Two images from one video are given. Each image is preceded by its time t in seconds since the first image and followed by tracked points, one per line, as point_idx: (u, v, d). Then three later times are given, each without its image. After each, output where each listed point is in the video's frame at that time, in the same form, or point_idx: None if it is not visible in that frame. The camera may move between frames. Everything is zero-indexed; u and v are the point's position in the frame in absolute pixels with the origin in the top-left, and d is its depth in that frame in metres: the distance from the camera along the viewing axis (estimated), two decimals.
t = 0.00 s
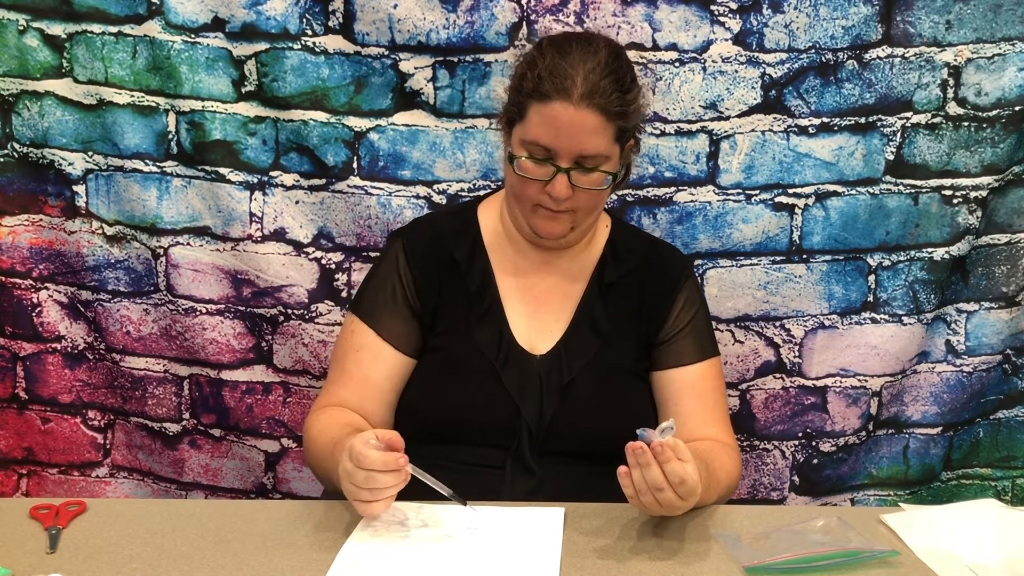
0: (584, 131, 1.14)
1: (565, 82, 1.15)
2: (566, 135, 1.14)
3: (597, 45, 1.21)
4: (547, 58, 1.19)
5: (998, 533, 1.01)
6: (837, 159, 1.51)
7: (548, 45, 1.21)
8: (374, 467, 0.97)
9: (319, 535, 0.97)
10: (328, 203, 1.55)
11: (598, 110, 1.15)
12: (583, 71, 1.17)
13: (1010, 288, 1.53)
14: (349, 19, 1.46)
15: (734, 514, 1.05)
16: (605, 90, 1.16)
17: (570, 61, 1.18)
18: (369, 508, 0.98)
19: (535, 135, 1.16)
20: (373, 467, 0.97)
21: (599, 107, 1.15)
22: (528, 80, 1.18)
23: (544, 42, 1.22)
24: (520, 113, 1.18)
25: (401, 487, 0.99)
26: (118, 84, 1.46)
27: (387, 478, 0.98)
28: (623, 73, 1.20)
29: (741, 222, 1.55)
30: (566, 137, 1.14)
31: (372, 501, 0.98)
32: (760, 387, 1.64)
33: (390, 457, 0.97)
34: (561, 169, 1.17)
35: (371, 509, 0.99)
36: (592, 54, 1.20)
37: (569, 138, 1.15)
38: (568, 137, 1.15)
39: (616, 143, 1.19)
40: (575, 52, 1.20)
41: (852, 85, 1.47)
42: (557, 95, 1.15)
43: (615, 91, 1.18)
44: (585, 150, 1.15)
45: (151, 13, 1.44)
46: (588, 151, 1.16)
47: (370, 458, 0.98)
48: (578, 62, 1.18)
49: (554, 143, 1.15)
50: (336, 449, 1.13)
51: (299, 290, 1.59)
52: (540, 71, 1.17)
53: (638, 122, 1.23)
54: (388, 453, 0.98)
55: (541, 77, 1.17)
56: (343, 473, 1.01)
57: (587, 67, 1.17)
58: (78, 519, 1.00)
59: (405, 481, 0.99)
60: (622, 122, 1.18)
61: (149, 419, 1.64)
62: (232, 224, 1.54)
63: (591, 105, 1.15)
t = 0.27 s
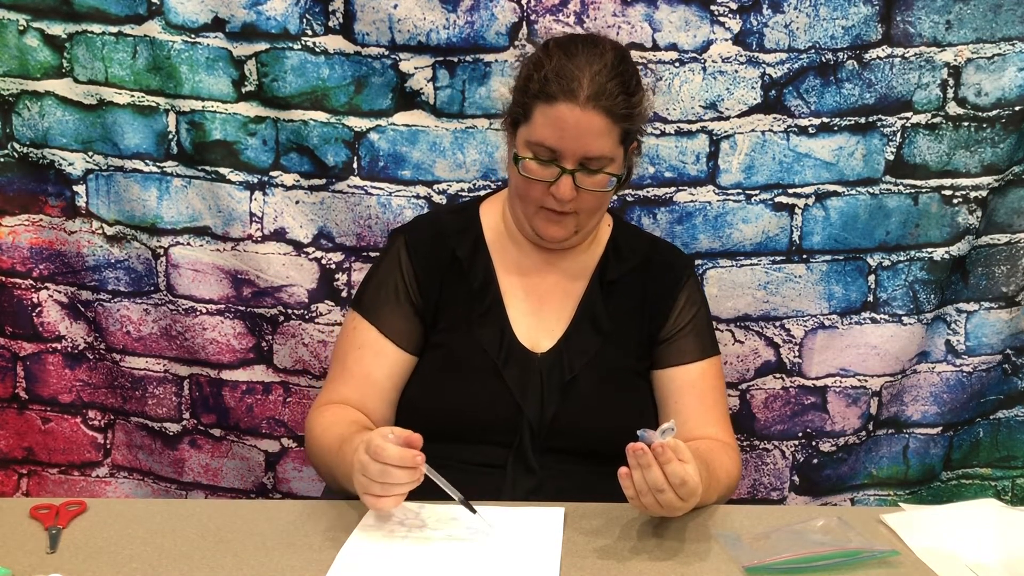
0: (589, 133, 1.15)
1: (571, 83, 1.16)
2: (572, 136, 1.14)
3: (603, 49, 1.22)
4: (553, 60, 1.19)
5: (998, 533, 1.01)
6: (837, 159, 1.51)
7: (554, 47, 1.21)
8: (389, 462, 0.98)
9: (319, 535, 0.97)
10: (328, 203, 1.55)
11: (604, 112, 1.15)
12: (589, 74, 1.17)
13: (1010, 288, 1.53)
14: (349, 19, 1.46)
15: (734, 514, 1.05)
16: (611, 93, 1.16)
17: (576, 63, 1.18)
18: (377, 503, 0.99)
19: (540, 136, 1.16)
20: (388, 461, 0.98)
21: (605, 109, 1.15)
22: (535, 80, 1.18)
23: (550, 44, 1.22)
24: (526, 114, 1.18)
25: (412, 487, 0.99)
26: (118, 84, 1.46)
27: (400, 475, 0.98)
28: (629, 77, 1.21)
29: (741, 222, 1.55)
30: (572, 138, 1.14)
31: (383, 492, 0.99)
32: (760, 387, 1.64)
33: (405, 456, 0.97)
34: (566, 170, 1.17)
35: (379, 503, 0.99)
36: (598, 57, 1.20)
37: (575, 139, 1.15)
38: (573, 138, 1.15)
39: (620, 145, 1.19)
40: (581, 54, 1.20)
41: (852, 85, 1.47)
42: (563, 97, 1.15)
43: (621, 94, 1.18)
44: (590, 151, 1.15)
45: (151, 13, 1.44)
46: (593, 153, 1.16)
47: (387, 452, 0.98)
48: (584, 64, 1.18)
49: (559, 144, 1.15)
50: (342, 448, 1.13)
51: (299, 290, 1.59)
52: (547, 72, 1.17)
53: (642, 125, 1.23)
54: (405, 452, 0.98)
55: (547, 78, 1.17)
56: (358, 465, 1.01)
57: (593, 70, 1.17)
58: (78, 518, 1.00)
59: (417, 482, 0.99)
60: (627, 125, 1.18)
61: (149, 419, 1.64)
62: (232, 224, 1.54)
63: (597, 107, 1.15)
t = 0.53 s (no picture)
0: (593, 134, 1.14)
1: (576, 84, 1.16)
2: (576, 137, 1.14)
3: (608, 49, 1.22)
4: (557, 60, 1.19)
5: (998, 533, 1.01)
6: (837, 159, 1.51)
7: (559, 48, 1.21)
8: (393, 463, 0.98)
9: (319, 535, 0.97)
10: (328, 203, 1.55)
11: (609, 113, 1.15)
12: (594, 75, 1.17)
13: (1010, 288, 1.53)
14: (349, 19, 1.46)
15: (734, 514, 1.05)
16: (616, 94, 1.16)
17: (580, 64, 1.18)
18: (378, 504, 0.99)
19: (544, 136, 1.16)
20: (392, 462, 0.98)
21: (610, 110, 1.15)
22: (540, 81, 1.18)
23: (555, 44, 1.22)
24: (530, 115, 1.18)
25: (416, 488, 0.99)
26: (118, 84, 1.46)
27: (404, 476, 0.98)
28: (633, 78, 1.21)
29: (741, 222, 1.55)
30: (576, 139, 1.14)
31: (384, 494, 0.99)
32: (760, 387, 1.64)
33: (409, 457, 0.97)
34: (569, 171, 1.17)
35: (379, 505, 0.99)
36: (603, 57, 1.20)
37: (580, 140, 1.14)
38: (578, 139, 1.14)
39: (624, 146, 1.19)
40: (586, 55, 1.20)
41: (852, 85, 1.47)
42: (568, 97, 1.15)
43: (626, 95, 1.18)
44: (594, 153, 1.15)
45: (151, 13, 1.44)
46: (596, 154, 1.16)
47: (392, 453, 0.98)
48: (589, 65, 1.18)
49: (564, 145, 1.15)
50: (343, 449, 1.13)
51: (299, 290, 1.59)
52: (552, 73, 1.17)
53: (646, 126, 1.23)
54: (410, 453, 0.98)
55: (552, 79, 1.17)
56: (359, 466, 1.01)
57: (598, 71, 1.17)
58: (78, 518, 1.00)
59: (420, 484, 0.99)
60: (631, 126, 1.18)
61: (149, 419, 1.64)
62: (232, 224, 1.55)
63: (602, 108, 1.15)
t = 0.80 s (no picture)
0: (595, 135, 1.14)
1: (578, 85, 1.16)
2: (578, 138, 1.14)
3: (609, 50, 1.22)
4: (559, 61, 1.19)
5: (997, 533, 1.01)
6: (837, 159, 1.51)
7: (561, 48, 1.21)
8: (394, 464, 0.98)
9: (320, 535, 0.97)
10: (328, 203, 1.55)
11: (611, 114, 1.15)
12: (595, 75, 1.17)
13: (1010, 288, 1.53)
14: (349, 19, 1.46)
15: (734, 514, 1.05)
16: (618, 94, 1.17)
17: (582, 64, 1.18)
18: (378, 505, 0.99)
19: (546, 137, 1.15)
20: (392, 464, 0.98)
21: (612, 111, 1.15)
22: (541, 81, 1.18)
23: (556, 44, 1.22)
24: (531, 115, 1.18)
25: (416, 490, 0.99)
26: (118, 84, 1.46)
27: (404, 478, 0.98)
28: (635, 78, 1.21)
29: (741, 222, 1.55)
30: (578, 139, 1.14)
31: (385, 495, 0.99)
32: (760, 387, 1.64)
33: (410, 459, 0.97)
34: (571, 171, 1.17)
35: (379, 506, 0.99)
36: (604, 58, 1.20)
37: (581, 140, 1.14)
38: (580, 139, 1.14)
39: (626, 147, 1.19)
40: (588, 55, 1.20)
41: (852, 85, 1.47)
42: (570, 98, 1.15)
43: (628, 96, 1.18)
44: (595, 153, 1.15)
45: (151, 13, 1.44)
46: (598, 155, 1.16)
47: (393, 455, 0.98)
48: (591, 65, 1.18)
49: (566, 145, 1.15)
50: (343, 449, 1.13)
51: (299, 290, 1.59)
52: (553, 73, 1.17)
53: (647, 127, 1.23)
54: (411, 455, 0.98)
55: (554, 79, 1.17)
56: (359, 466, 1.02)
57: (600, 72, 1.17)
58: (78, 518, 1.00)
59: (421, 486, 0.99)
60: (633, 127, 1.18)
61: (149, 419, 1.64)
62: (232, 224, 1.55)
63: (603, 109, 1.15)
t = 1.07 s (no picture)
0: (596, 135, 1.14)
1: (579, 85, 1.16)
2: (578, 138, 1.14)
3: (610, 50, 1.22)
4: (560, 61, 1.19)
5: (997, 533, 1.01)
6: (837, 159, 1.51)
7: (562, 48, 1.21)
8: (394, 463, 0.98)
9: (319, 535, 0.97)
10: (328, 203, 1.55)
11: (612, 114, 1.15)
12: (596, 75, 1.17)
13: (1010, 288, 1.53)
14: (349, 19, 1.46)
15: (734, 514, 1.05)
16: (619, 95, 1.17)
17: (583, 64, 1.18)
18: (378, 504, 0.99)
19: (547, 136, 1.15)
20: (392, 463, 0.98)
21: (612, 111, 1.15)
22: (542, 81, 1.18)
23: (557, 44, 1.22)
24: (532, 115, 1.18)
25: (416, 489, 0.99)
26: (118, 84, 1.46)
27: (404, 476, 0.98)
28: (635, 78, 1.21)
29: (741, 222, 1.55)
30: (578, 139, 1.14)
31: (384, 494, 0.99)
32: (760, 387, 1.64)
33: (410, 457, 0.97)
34: (572, 171, 1.17)
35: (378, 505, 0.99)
36: (605, 58, 1.20)
37: (582, 140, 1.14)
38: (581, 139, 1.14)
39: (627, 147, 1.19)
40: (588, 55, 1.20)
41: (852, 85, 1.47)
42: (570, 98, 1.15)
43: (629, 96, 1.18)
44: (596, 154, 1.15)
45: (151, 13, 1.44)
46: (599, 155, 1.16)
47: (393, 453, 0.98)
48: (592, 66, 1.18)
49: (566, 145, 1.15)
50: (343, 449, 1.13)
51: (299, 291, 1.59)
52: (554, 73, 1.17)
53: (648, 128, 1.23)
54: (411, 453, 0.98)
55: (555, 79, 1.17)
56: (359, 465, 1.02)
57: (601, 72, 1.17)
58: (78, 518, 1.00)
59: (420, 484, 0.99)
60: (634, 127, 1.18)
61: (149, 419, 1.64)
62: (232, 224, 1.55)
63: (604, 109, 1.15)
